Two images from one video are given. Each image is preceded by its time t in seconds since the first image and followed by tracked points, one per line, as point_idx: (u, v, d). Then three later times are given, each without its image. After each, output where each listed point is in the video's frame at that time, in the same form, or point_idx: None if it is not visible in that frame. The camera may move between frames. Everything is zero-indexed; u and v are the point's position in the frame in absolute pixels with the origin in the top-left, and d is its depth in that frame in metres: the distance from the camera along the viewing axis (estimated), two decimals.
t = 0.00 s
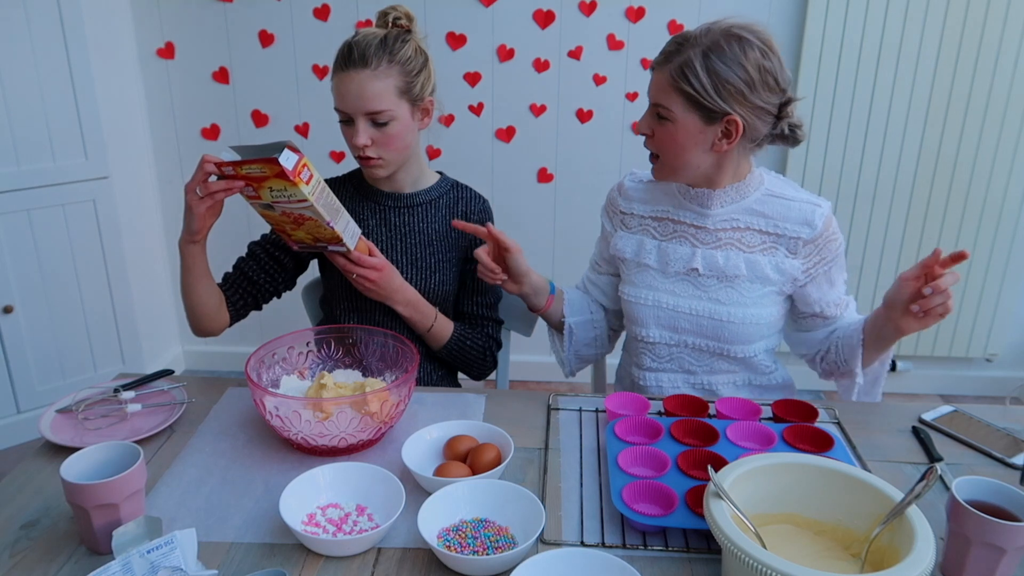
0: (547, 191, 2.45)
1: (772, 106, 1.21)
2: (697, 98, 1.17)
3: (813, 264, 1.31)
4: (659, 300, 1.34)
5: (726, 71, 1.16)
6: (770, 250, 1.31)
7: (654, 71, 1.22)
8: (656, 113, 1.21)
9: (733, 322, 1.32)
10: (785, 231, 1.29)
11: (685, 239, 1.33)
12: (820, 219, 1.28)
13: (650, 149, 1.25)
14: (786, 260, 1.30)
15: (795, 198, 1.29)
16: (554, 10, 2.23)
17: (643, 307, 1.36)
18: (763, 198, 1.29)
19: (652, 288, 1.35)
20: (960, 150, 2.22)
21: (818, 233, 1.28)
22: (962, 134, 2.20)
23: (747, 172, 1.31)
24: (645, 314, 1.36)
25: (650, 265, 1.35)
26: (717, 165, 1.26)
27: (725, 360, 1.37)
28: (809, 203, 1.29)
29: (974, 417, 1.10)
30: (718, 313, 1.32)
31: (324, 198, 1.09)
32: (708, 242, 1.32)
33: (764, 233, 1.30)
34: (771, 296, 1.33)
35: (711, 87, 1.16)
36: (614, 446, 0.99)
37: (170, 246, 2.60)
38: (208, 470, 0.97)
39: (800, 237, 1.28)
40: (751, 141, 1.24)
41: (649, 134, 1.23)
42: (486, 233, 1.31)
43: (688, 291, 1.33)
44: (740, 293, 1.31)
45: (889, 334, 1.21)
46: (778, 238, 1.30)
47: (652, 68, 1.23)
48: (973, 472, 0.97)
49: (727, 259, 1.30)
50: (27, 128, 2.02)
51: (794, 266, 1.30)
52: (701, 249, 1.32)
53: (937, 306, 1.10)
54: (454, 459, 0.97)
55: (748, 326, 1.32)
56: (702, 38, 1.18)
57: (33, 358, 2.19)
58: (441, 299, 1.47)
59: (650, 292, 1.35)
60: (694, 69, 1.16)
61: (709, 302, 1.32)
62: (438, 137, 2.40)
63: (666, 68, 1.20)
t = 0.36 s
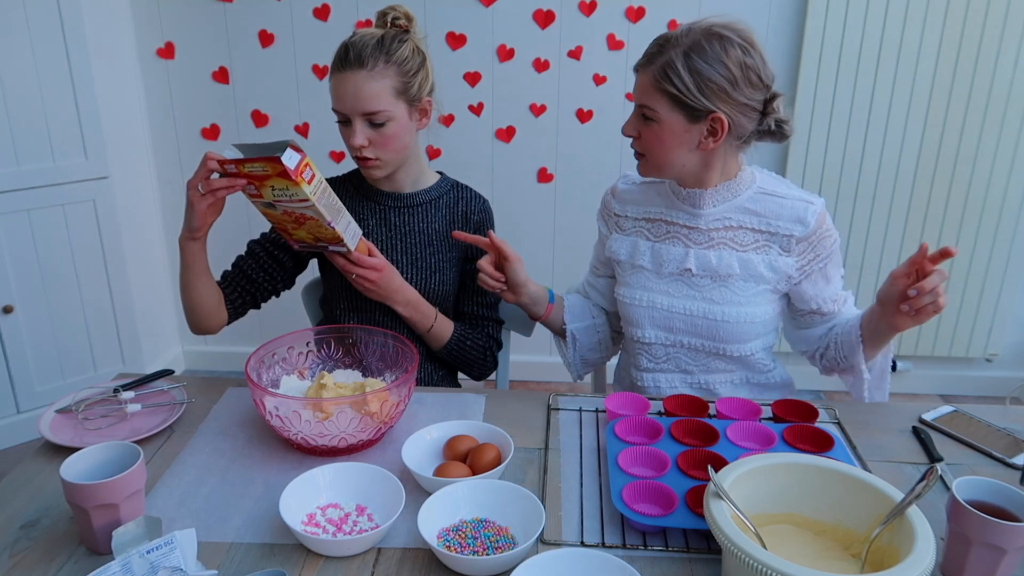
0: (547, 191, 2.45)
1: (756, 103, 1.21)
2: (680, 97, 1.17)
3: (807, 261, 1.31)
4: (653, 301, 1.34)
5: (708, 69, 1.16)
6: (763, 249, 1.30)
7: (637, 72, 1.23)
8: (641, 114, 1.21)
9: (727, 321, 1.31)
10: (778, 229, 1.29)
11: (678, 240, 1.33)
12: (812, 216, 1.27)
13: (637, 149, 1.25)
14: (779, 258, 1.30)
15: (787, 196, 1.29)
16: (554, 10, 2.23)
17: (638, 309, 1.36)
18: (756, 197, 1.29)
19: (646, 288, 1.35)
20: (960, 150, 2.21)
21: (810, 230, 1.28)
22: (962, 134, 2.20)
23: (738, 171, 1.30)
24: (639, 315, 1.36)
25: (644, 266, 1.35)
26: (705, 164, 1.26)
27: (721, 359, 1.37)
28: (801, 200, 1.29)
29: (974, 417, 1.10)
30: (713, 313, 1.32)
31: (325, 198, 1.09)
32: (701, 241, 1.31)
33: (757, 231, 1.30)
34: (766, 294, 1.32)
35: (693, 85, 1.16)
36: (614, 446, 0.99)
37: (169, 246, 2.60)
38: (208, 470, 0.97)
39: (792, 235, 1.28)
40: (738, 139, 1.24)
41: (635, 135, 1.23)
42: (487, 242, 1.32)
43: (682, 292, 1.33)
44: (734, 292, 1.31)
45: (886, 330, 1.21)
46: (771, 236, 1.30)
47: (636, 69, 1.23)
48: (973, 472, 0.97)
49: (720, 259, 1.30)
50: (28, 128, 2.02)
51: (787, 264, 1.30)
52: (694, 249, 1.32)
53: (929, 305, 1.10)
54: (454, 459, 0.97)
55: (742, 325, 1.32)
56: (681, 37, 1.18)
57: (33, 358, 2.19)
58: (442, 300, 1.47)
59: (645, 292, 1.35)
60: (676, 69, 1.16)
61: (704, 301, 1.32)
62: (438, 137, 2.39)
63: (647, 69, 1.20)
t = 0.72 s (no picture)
0: (547, 191, 2.45)
1: (752, 109, 1.21)
2: (674, 105, 1.16)
3: (805, 265, 1.30)
4: (651, 304, 1.34)
5: (701, 77, 1.16)
6: (762, 253, 1.30)
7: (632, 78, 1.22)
8: (636, 121, 1.21)
9: (726, 325, 1.31)
10: (777, 233, 1.28)
11: (677, 243, 1.33)
12: (811, 220, 1.27)
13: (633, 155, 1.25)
14: (777, 262, 1.30)
15: (786, 200, 1.29)
16: (554, 10, 2.23)
17: (636, 311, 1.36)
18: (755, 200, 1.29)
19: (644, 292, 1.35)
20: (960, 151, 2.21)
21: (809, 234, 1.28)
22: (961, 134, 2.20)
23: (737, 175, 1.30)
24: (637, 318, 1.36)
25: (642, 269, 1.35)
26: (702, 169, 1.26)
27: (719, 362, 1.37)
28: (800, 204, 1.28)
29: (974, 417, 1.10)
30: (710, 317, 1.32)
31: (326, 197, 1.08)
32: (699, 245, 1.31)
33: (755, 235, 1.30)
34: (764, 298, 1.32)
35: (687, 93, 1.16)
36: (614, 446, 0.99)
37: (169, 246, 2.60)
38: (208, 470, 0.97)
39: (791, 239, 1.28)
40: (735, 144, 1.24)
41: (631, 141, 1.23)
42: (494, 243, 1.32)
43: (680, 295, 1.33)
44: (732, 296, 1.31)
45: (883, 331, 1.22)
46: (770, 240, 1.30)
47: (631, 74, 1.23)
48: (973, 472, 0.97)
49: (718, 263, 1.30)
50: (27, 128, 2.02)
51: (786, 268, 1.30)
52: (692, 253, 1.32)
53: (928, 311, 1.10)
54: (454, 459, 0.97)
55: (740, 329, 1.32)
56: (675, 44, 1.18)
57: (33, 358, 2.19)
58: (442, 299, 1.47)
59: (643, 295, 1.35)
60: (669, 77, 1.16)
61: (702, 305, 1.32)
62: (438, 137, 2.39)
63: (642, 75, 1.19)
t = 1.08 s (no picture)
0: (547, 191, 2.45)
1: (761, 118, 1.21)
2: (683, 111, 1.16)
3: (810, 271, 1.31)
4: (655, 310, 1.34)
5: (713, 84, 1.16)
6: (767, 258, 1.30)
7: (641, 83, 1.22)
8: (644, 126, 1.21)
9: (730, 331, 1.32)
10: (781, 239, 1.29)
11: (681, 249, 1.33)
12: (816, 226, 1.27)
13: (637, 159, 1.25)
14: (782, 267, 1.30)
15: (790, 205, 1.29)
16: (554, 10, 2.23)
17: (639, 317, 1.35)
18: (759, 206, 1.29)
19: (648, 297, 1.35)
20: (960, 151, 2.21)
21: (814, 240, 1.28)
22: (961, 134, 2.20)
23: (741, 181, 1.30)
24: (641, 323, 1.36)
25: (646, 275, 1.34)
26: (708, 176, 1.26)
27: (721, 367, 1.37)
28: (805, 209, 1.28)
29: (974, 417, 1.10)
30: (715, 322, 1.32)
31: (326, 198, 1.08)
32: (704, 251, 1.31)
33: (760, 241, 1.30)
34: (768, 304, 1.33)
35: (698, 102, 1.16)
36: (614, 446, 0.99)
37: (169, 246, 2.60)
38: (208, 470, 0.97)
39: (796, 245, 1.28)
40: (740, 151, 1.24)
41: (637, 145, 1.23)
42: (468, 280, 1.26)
43: (684, 301, 1.33)
44: (736, 302, 1.31)
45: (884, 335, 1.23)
46: (775, 245, 1.30)
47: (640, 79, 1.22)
48: (973, 472, 0.97)
49: (723, 269, 1.30)
50: (27, 128, 2.02)
51: (791, 273, 1.30)
52: (697, 259, 1.31)
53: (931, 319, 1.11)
54: (454, 459, 0.97)
55: (744, 334, 1.32)
56: (689, 52, 1.17)
57: (32, 358, 2.19)
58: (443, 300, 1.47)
59: (646, 301, 1.35)
60: (680, 82, 1.16)
61: (706, 311, 1.32)
62: (438, 137, 2.39)
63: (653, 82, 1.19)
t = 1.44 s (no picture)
0: (547, 191, 2.45)
1: (769, 117, 1.20)
2: (691, 105, 1.17)
3: (814, 267, 1.31)
4: (660, 309, 1.34)
5: (722, 80, 1.15)
6: (771, 255, 1.31)
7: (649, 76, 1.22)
8: (650, 117, 1.21)
9: (734, 329, 1.32)
10: (785, 236, 1.29)
11: (685, 248, 1.33)
12: (820, 222, 1.27)
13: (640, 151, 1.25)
14: (786, 264, 1.30)
15: (794, 202, 1.29)
16: (554, 10, 2.23)
17: (643, 316, 1.36)
18: (763, 203, 1.29)
19: (653, 296, 1.35)
20: (960, 151, 2.21)
21: (818, 236, 1.28)
22: (961, 134, 2.20)
23: (745, 178, 1.30)
24: (645, 322, 1.36)
25: (650, 273, 1.34)
26: (710, 172, 1.26)
27: (725, 365, 1.37)
28: (809, 205, 1.28)
29: (974, 417, 1.10)
30: (719, 321, 1.32)
31: (325, 199, 1.09)
32: (708, 249, 1.31)
33: (764, 238, 1.30)
34: (772, 301, 1.33)
35: (705, 96, 1.16)
36: (614, 446, 0.99)
37: (169, 246, 2.60)
38: (208, 470, 0.97)
39: (800, 242, 1.28)
40: (745, 149, 1.24)
41: (641, 138, 1.23)
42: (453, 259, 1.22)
43: (689, 300, 1.33)
44: (741, 300, 1.32)
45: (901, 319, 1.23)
46: (779, 243, 1.30)
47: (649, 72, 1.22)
48: (973, 472, 0.97)
49: (728, 267, 1.30)
50: (27, 128, 2.02)
51: (795, 270, 1.30)
52: (701, 258, 1.31)
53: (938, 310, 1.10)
54: (454, 459, 0.97)
55: (748, 331, 1.32)
56: (700, 46, 1.17)
57: (32, 358, 2.19)
58: (443, 300, 1.46)
59: (650, 300, 1.35)
60: (690, 75, 1.16)
61: (711, 309, 1.32)
62: (438, 137, 2.39)
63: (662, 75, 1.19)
